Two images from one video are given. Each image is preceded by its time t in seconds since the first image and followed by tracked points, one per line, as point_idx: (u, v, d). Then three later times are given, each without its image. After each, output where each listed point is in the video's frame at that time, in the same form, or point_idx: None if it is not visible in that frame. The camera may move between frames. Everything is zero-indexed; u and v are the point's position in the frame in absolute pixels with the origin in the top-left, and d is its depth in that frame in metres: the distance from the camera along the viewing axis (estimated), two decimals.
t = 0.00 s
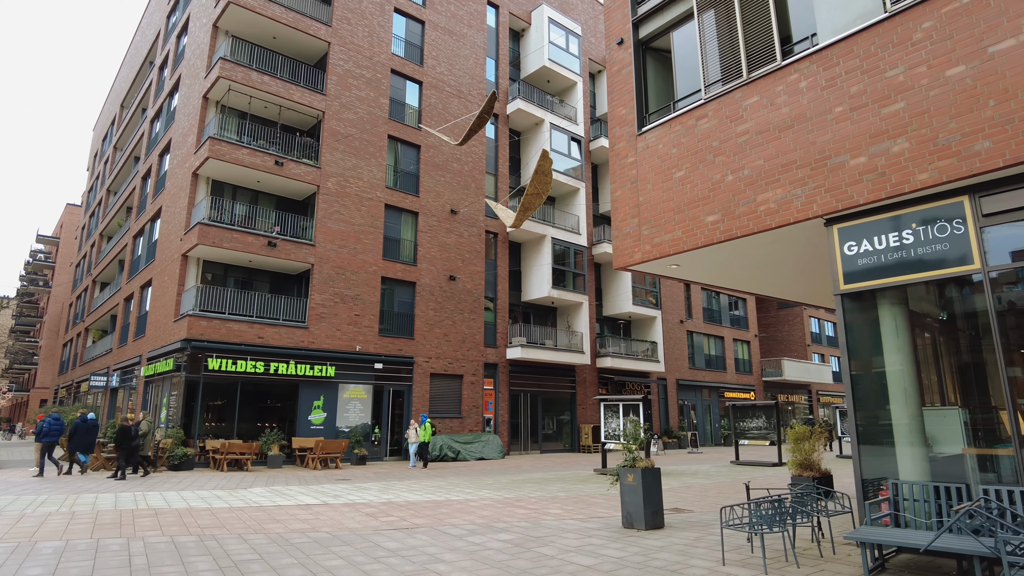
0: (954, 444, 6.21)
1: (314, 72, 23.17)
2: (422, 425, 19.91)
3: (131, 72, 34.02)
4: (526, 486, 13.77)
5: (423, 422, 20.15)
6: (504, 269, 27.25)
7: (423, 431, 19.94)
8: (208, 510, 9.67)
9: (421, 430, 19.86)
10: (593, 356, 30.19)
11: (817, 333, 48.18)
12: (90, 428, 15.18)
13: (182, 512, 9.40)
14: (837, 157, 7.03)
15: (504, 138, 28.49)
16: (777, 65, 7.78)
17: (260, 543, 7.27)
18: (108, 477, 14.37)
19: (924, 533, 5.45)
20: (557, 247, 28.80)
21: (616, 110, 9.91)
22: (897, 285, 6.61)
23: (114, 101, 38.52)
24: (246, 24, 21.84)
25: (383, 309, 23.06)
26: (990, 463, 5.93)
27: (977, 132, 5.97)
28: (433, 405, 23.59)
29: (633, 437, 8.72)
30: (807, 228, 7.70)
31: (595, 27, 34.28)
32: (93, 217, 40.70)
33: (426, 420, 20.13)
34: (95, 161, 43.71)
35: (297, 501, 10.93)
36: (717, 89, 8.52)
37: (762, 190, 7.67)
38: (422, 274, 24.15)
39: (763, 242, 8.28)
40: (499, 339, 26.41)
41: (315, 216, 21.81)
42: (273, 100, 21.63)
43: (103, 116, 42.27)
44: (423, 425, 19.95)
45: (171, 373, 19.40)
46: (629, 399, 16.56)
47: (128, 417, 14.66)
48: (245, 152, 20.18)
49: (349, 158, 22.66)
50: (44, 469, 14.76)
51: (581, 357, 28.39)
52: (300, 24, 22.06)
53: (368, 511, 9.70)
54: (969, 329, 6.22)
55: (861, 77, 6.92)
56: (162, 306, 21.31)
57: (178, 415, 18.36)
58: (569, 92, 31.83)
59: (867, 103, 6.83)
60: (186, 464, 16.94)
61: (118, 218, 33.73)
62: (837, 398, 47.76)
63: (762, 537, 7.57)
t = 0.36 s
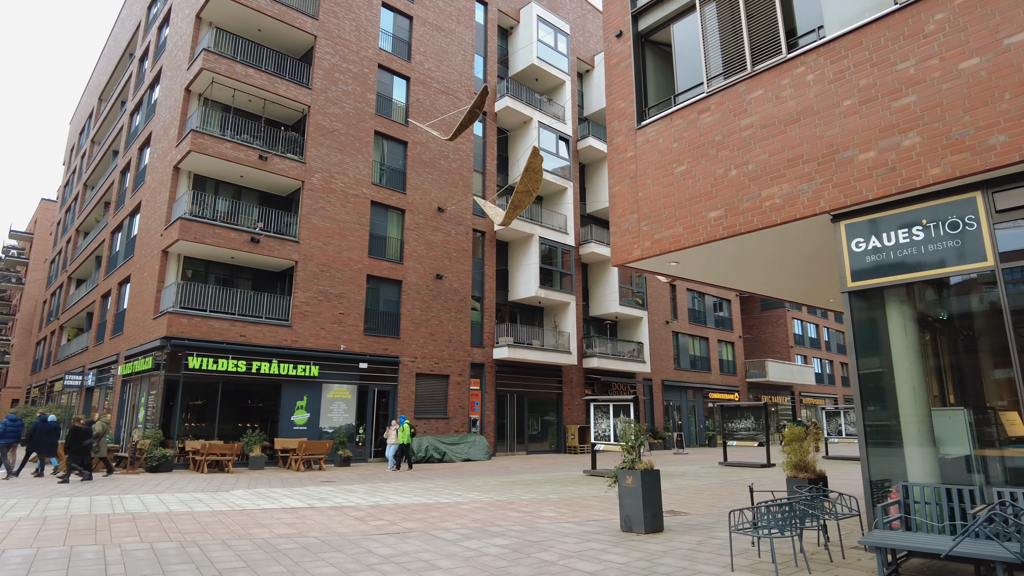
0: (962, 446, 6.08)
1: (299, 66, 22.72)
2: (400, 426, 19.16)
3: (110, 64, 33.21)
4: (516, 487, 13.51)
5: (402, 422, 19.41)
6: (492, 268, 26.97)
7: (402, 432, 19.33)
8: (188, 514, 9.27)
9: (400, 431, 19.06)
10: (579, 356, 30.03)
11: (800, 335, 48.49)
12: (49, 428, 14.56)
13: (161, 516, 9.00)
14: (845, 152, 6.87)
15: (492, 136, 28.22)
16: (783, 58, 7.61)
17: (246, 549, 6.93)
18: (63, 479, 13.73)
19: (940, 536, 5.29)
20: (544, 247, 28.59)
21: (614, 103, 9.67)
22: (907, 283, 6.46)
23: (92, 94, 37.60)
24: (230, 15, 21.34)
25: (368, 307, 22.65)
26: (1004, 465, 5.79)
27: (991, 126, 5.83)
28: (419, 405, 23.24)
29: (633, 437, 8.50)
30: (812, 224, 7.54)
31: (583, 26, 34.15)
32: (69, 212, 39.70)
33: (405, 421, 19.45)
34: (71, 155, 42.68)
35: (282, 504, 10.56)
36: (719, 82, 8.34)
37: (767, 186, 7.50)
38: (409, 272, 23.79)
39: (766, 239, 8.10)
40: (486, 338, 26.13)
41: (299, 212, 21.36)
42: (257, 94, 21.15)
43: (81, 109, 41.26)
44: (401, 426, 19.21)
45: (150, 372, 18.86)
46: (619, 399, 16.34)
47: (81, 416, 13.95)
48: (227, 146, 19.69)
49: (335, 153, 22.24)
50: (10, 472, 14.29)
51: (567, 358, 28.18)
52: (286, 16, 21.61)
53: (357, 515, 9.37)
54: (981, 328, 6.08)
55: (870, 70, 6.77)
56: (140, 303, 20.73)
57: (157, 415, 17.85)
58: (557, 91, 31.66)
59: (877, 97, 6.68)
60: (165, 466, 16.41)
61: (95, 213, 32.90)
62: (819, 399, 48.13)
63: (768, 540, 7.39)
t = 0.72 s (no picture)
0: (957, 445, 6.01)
1: (275, 57, 22.15)
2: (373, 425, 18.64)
3: (77, 51, 32.12)
4: (496, 488, 13.25)
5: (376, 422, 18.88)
6: (470, 266, 26.67)
7: (373, 431, 18.77)
8: (157, 517, 8.82)
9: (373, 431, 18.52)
10: (557, 356, 29.89)
11: (773, 336, 49.07)
12: None
13: (128, 520, 8.54)
14: (843, 146, 6.78)
15: (472, 133, 27.92)
16: (779, 51, 7.49)
17: (220, 555, 6.55)
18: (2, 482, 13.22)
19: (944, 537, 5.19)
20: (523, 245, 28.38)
21: (604, 96, 9.47)
22: (905, 279, 6.37)
23: (57, 83, 36.35)
24: (204, 3, 20.71)
25: (344, 305, 22.18)
26: (1002, 464, 5.72)
27: (993, 121, 5.76)
28: (395, 405, 22.84)
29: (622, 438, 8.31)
30: (807, 220, 7.42)
31: (563, 25, 34.06)
32: (30, 204, 38.32)
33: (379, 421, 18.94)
34: (33, 146, 41.24)
35: (255, 506, 10.15)
36: (713, 75, 8.19)
37: (763, 180, 7.37)
38: (386, 269, 23.38)
39: (758, 235, 7.98)
40: (464, 337, 25.83)
41: (274, 206, 20.80)
42: (231, 84, 20.54)
43: (44, 98, 39.91)
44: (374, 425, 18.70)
45: (116, 369, 18.17)
46: (600, 399, 16.14)
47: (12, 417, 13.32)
48: (200, 137, 19.08)
49: (311, 146, 21.74)
50: None
51: (545, 357, 28.00)
52: (262, 5, 21.05)
53: (335, 517, 9.01)
54: (979, 325, 6.01)
55: (869, 64, 6.68)
56: (107, 298, 19.98)
57: (123, 414, 17.21)
58: (537, 89, 31.51)
59: (876, 91, 6.58)
60: (131, 467, 15.73)
61: (59, 205, 31.77)
62: (791, 399, 48.73)
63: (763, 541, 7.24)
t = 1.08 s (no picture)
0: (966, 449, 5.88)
1: (257, 49, 21.62)
2: (355, 427, 18.22)
3: (48, 40, 31.14)
4: (483, 491, 12.97)
5: (357, 423, 18.43)
6: (454, 265, 26.34)
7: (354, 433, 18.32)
8: (131, 524, 8.40)
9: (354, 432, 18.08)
10: (541, 356, 29.68)
11: (753, 337, 49.40)
12: None
13: (100, 527, 8.11)
14: (849, 143, 6.62)
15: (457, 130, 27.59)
16: (782, 46, 7.32)
17: (199, 565, 6.19)
18: None
19: (962, 545, 5.02)
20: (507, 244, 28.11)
21: (600, 90, 9.24)
22: (912, 279, 6.23)
23: (27, 72, 35.23)
24: None
25: (325, 303, 21.71)
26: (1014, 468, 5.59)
27: (1006, 117, 5.64)
28: (377, 405, 22.43)
29: (619, 440, 8.07)
30: (810, 218, 7.27)
31: (548, 23, 33.87)
32: None
33: (360, 422, 18.51)
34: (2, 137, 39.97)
35: (236, 511, 9.76)
36: (715, 69, 7.99)
37: (766, 176, 7.21)
38: (368, 267, 22.95)
39: (759, 233, 7.81)
40: (447, 337, 25.51)
41: (254, 201, 20.29)
42: (211, 76, 19.98)
43: (14, 88, 38.68)
44: (355, 427, 18.27)
45: (88, 368, 17.55)
46: (587, 399, 15.88)
47: None
48: (178, 129, 18.52)
49: (293, 141, 21.25)
50: None
51: (529, 357, 27.75)
52: None
53: (320, 523, 8.67)
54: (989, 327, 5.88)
55: (877, 59, 6.53)
56: (79, 295, 19.31)
57: (95, 415, 16.60)
58: (522, 87, 31.26)
59: (884, 86, 6.44)
60: (103, 469, 15.15)
61: (28, 198, 30.78)
62: (770, 400, 49.09)
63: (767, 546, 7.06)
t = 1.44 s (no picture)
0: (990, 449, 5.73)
1: (248, 42, 21.24)
2: (345, 428, 17.85)
3: (31, 31, 30.45)
4: (480, 492, 12.70)
5: (347, 424, 18.07)
6: (446, 264, 26.05)
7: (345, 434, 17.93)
8: (118, 528, 8.06)
9: (344, 434, 17.70)
10: (533, 356, 29.47)
11: (743, 339, 49.56)
12: None
13: (86, 531, 7.76)
14: (868, 135, 6.46)
15: (450, 127, 27.32)
16: (797, 36, 7.14)
17: (193, 572, 5.89)
18: None
19: (995, 550, 4.85)
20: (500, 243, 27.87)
21: (607, 82, 9.04)
22: (933, 276, 6.08)
23: (8, 64, 34.44)
24: None
25: (315, 301, 21.34)
26: None
27: None
28: (368, 405, 22.09)
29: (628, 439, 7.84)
30: (824, 213, 7.11)
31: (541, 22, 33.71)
32: None
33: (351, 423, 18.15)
34: None
35: (227, 513, 9.43)
36: (726, 61, 7.80)
37: (781, 170, 7.04)
38: (360, 265, 22.61)
39: (771, 228, 7.63)
40: (439, 336, 25.23)
41: (243, 197, 19.89)
42: (200, 68, 19.56)
43: None
44: (346, 428, 17.90)
45: (71, 367, 17.07)
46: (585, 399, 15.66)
47: None
48: (167, 122, 18.09)
49: (283, 136, 20.87)
50: None
51: (521, 357, 27.51)
52: None
53: (316, 526, 8.38)
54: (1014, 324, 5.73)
55: (896, 50, 6.37)
56: (62, 291, 18.80)
57: (79, 415, 16.13)
58: (515, 86, 31.07)
59: (904, 77, 6.28)
60: (87, 470, 14.71)
61: (9, 193, 30.06)
62: (759, 401, 49.22)
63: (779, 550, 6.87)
